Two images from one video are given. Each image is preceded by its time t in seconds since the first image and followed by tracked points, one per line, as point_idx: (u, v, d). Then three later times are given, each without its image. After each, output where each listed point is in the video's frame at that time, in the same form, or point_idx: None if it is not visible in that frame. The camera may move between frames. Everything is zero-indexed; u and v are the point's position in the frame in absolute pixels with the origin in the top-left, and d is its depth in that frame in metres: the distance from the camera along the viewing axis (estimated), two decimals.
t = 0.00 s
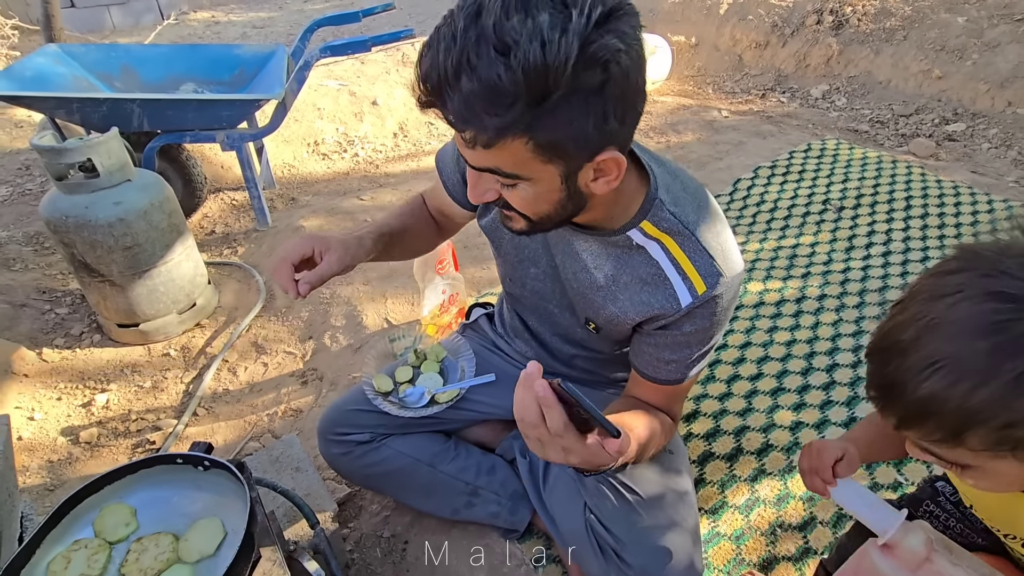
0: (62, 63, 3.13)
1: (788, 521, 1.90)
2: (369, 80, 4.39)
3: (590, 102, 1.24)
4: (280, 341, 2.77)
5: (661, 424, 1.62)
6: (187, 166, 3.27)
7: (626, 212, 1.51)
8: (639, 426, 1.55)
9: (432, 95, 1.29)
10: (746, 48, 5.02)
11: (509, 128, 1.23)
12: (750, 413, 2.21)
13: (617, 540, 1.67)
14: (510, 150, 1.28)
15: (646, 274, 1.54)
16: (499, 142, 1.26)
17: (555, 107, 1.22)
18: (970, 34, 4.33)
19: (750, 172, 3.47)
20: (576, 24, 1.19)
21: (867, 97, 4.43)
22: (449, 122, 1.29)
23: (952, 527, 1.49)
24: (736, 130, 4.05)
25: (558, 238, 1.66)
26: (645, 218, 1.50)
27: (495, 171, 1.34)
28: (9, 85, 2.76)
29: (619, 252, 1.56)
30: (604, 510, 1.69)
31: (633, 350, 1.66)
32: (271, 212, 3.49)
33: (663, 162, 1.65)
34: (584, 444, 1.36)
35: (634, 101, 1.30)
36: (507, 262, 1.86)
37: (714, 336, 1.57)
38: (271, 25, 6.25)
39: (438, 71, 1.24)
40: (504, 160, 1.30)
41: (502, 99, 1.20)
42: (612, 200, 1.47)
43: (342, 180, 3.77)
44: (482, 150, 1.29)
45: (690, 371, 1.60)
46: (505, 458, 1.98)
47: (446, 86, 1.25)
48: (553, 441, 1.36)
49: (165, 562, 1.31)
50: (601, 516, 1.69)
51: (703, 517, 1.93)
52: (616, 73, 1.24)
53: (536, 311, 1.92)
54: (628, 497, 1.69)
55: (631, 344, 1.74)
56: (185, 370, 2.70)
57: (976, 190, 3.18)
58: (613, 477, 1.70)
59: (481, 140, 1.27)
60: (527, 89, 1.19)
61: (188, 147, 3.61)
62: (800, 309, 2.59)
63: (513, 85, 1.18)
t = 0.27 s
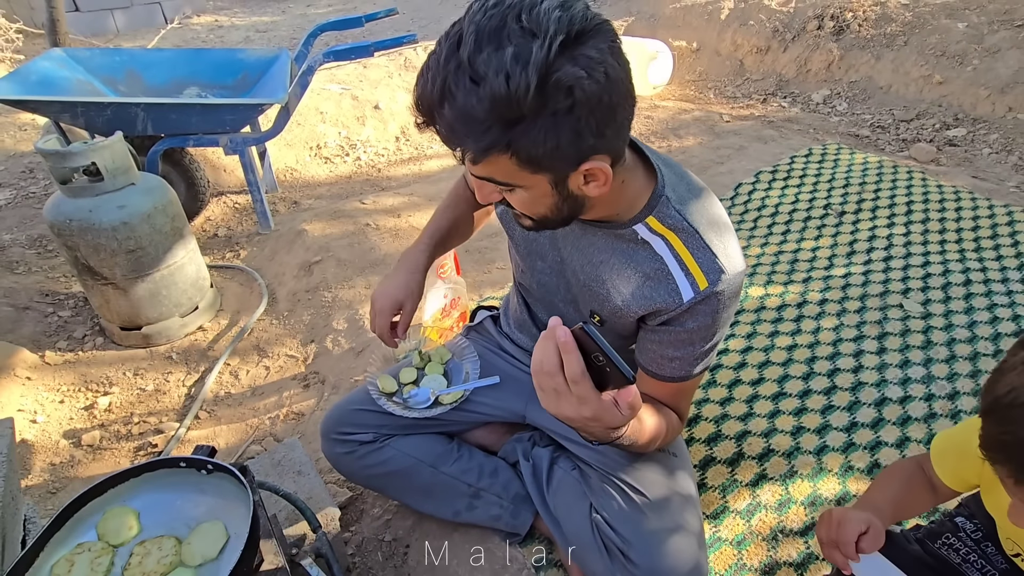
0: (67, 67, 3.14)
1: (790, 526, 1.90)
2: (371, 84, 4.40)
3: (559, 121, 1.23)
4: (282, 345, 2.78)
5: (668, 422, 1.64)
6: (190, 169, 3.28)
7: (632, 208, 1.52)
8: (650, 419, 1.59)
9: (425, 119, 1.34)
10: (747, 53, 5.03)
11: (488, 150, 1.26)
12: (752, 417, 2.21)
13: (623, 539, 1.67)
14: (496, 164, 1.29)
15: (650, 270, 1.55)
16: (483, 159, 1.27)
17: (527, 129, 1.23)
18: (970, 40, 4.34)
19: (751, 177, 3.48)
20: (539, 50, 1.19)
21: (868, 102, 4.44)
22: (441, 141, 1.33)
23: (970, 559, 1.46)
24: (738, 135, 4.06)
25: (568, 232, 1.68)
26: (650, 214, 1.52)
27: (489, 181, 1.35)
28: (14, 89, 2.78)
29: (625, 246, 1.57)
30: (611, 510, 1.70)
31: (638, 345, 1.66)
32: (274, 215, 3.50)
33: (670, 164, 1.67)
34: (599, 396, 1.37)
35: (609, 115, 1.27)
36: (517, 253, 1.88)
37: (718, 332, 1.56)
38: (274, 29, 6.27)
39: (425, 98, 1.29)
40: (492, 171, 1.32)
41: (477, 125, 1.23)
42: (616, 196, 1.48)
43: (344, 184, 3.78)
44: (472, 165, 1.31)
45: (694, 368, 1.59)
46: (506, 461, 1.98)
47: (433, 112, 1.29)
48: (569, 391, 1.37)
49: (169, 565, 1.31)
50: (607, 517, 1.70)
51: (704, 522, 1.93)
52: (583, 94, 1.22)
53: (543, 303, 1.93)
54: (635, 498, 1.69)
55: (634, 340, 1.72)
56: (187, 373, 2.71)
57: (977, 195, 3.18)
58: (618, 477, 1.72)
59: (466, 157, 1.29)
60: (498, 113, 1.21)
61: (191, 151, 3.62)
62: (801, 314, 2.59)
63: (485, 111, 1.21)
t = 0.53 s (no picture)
0: (70, 69, 3.15)
1: (791, 529, 1.90)
2: (373, 86, 4.41)
3: (584, 107, 1.26)
4: (283, 346, 2.78)
5: (673, 417, 1.65)
6: (192, 171, 3.29)
7: (641, 205, 1.54)
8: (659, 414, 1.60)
9: (447, 107, 1.36)
10: (749, 56, 5.04)
11: (511, 136, 1.27)
12: (753, 420, 2.21)
13: (626, 541, 1.67)
14: (518, 151, 1.30)
15: (657, 266, 1.54)
16: (506, 144, 1.28)
17: (552, 112, 1.25)
18: (971, 44, 4.35)
19: (753, 179, 3.48)
20: (567, 35, 1.23)
21: (869, 106, 4.44)
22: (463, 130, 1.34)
23: (972, 560, 1.49)
24: (739, 138, 4.07)
25: (575, 229, 1.69)
26: (658, 211, 1.53)
27: (506, 169, 1.36)
28: (17, 91, 2.78)
29: (632, 243, 1.57)
30: (614, 511, 1.70)
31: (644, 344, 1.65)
32: (275, 217, 3.51)
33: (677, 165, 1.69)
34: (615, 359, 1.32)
35: (630, 102, 1.31)
36: (524, 249, 1.88)
37: (721, 331, 1.57)
38: (277, 31, 6.28)
39: (450, 86, 1.31)
40: (513, 159, 1.32)
41: (503, 109, 1.25)
42: (626, 191, 1.50)
43: (346, 185, 3.79)
44: (492, 152, 1.32)
45: (698, 365, 1.60)
46: (507, 463, 1.98)
47: (457, 100, 1.31)
48: (585, 356, 1.31)
49: (170, 566, 1.32)
50: (611, 517, 1.70)
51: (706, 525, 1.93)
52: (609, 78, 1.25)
53: (549, 299, 1.93)
54: (640, 499, 1.70)
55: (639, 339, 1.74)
56: (188, 374, 2.71)
57: (978, 198, 3.18)
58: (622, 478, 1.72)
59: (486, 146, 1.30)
60: (524, 97, 1.24)
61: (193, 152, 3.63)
62: (802, 317, 2.59)
63: (511, 95, 1.24)
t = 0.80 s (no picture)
0: (71, 70, 3.15)
1: (792, 532, 1.90)
2: (374, 87, 4.41)
3: (618, 88, 1.30)
4: (283, 347, 2.78)
5: (679, 421, 1.65)
6: (193, 172, 3.29)
7: (641, 212, 1.56)
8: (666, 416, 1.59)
9: (469, 79, 1.34)
10: (749, 58, 5.04)
11: (545, 105, 1.28)
12: (754, 422, 2.21)
13: (627, 544, 1.67)
14: (542, 130, 1.31)
15: (657, 273, 1.54)
16: (533, 121, 1.29)
17: (587, 88, 1.28)
18: (973, 45, 4.34)
19: (754, 181, 3.48)
20: (606, 7, 1.25)
21: (870, 107, 4.44)
22: (484, 105, 1.33)
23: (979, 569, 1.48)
24: (739, 139, 4.07)
25: (575, 235, 1.68)
26: (657, 219, 1.54)
27: (522, 154, 1.36)
28: (18, 92, 2.78)
29: (632, 251, 1.58)
30: (616, 514, 1.70)
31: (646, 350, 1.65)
32: (276, 218, 3.51)
33: (677, 171, 1.70)
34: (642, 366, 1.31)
35: (656, 92, 1.36)
36: (524, 256, 1.87)
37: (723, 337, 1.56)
38: (278, 32, 6.29)
39: (479, 53, 1.29)
40: (534, 141, 1.33)
41: (540, 78, 1.26)
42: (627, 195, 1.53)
43: (346, 187, 3.79)
44: (515, 130, 1.32)
45: (700, 371, 1.58)
46: (508, 465, 1.98)
47: (485, 68, 1.30)
48: (611, 363, 1.30)
49: (170, 569, 1.32)
50: (613, 521, 1.70)
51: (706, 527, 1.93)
52: (643, 58, 1.29)
53: (550, 303, 1.91)
54: (641, 503, 1.70)
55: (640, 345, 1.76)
56: (189, 375, 2.71)
57: (980, 201, 3.18)
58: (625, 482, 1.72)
59: (516, 118, 1.30)
60: (564, 67, 1.25)
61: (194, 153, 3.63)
62: (803, 319, 2.59)
63: (551, 63, 1.24)
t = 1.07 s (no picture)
0: (73, 69, 3.15)
1: (793, 533, 1.89)
2: (375, 86, 4.41)
3: (614, 91, 1.30)
4: (285, 346, 2.79)
5: (678, 427, 1.67)
6: (194, 171, 3.29)
7: (632, 218, 1.55)
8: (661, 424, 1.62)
9: (461, 78, 1.33)
10: (751, 56, 5.03)
11: (540, 106, 1.27)
12: (756, 422, 2.21)
13: (628, 545, 1.67)
14: (534, 134, 1.31)
15: (650, 280, 1.55)
16: (526, 124, 1.29)
17: (583, 91, 1.27)
18: (976, 44, 4.33)
19: (755, 180, 3.47)
20: (604, 7, 1.25)
21: (872, 106, 4.43)
22: (476, 106, 1.32)
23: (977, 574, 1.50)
24: (741, 138, 4.06)
25: (566, 241, 1.69)
26: (647, 226, 1.53)
27: (514, 157, 1.36)
28: (20, 91, 2.78)
29: (624, 258, 1.58)
30: (616, 515, 1.70)
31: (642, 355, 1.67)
32: (278, 217, 3.51)
33: (669, 172, 1.69)
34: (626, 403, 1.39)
35: (650, 96, 1.37)
36: (519, 260, 1.88)
37: (718, 343, 1.57)
38: (279, 31, 6.29)
39: (472, 52, 1.28)
40: (525, 145, 1.33)
41: (535, 78, 1.25)
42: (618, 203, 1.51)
43: (348, 185, 3.79)
44: (507, 132, 1.31)
45: (697, 376, 1.60)
46: (509, 465, 1.99)
47: (479, 67, 1.28)
48: (596, 401, 1.39)
49: (172, 568, 1.32)
50: (613, 522, 1.70)
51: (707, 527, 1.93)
52: (640, 62, 1.30)
53: (547, 307, 1.93)
54: (641, 504, 1.70)
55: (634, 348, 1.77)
56: (191, 374, 2.72)
57: (982, 200, 3.18)
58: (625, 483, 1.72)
59: (509, 119, 1.29)
60: (561, 68, 1.24)
61: (195, 152, 3.63)
62: (805, 319, 2.59)
63: (547, 63, 1.23)
